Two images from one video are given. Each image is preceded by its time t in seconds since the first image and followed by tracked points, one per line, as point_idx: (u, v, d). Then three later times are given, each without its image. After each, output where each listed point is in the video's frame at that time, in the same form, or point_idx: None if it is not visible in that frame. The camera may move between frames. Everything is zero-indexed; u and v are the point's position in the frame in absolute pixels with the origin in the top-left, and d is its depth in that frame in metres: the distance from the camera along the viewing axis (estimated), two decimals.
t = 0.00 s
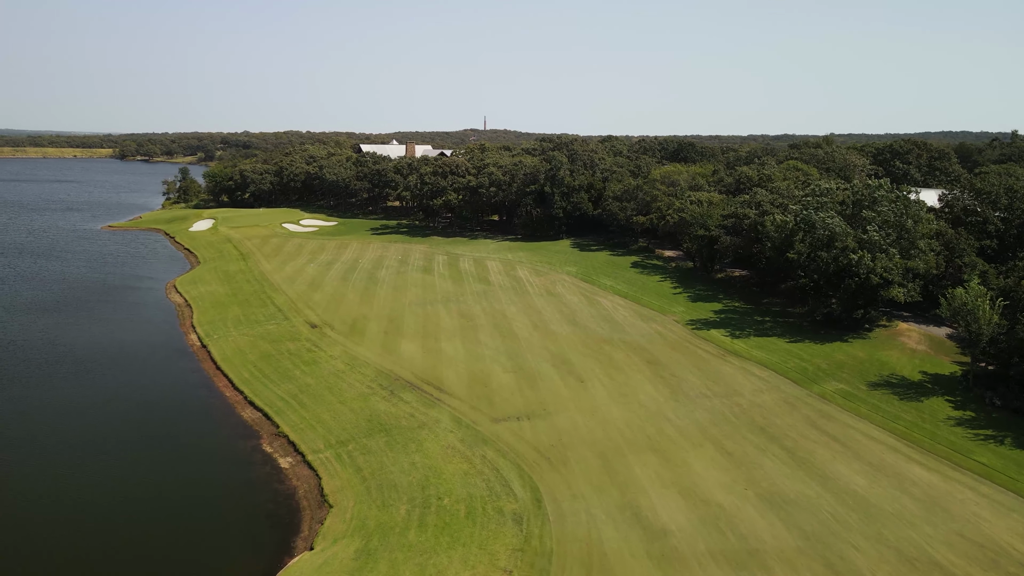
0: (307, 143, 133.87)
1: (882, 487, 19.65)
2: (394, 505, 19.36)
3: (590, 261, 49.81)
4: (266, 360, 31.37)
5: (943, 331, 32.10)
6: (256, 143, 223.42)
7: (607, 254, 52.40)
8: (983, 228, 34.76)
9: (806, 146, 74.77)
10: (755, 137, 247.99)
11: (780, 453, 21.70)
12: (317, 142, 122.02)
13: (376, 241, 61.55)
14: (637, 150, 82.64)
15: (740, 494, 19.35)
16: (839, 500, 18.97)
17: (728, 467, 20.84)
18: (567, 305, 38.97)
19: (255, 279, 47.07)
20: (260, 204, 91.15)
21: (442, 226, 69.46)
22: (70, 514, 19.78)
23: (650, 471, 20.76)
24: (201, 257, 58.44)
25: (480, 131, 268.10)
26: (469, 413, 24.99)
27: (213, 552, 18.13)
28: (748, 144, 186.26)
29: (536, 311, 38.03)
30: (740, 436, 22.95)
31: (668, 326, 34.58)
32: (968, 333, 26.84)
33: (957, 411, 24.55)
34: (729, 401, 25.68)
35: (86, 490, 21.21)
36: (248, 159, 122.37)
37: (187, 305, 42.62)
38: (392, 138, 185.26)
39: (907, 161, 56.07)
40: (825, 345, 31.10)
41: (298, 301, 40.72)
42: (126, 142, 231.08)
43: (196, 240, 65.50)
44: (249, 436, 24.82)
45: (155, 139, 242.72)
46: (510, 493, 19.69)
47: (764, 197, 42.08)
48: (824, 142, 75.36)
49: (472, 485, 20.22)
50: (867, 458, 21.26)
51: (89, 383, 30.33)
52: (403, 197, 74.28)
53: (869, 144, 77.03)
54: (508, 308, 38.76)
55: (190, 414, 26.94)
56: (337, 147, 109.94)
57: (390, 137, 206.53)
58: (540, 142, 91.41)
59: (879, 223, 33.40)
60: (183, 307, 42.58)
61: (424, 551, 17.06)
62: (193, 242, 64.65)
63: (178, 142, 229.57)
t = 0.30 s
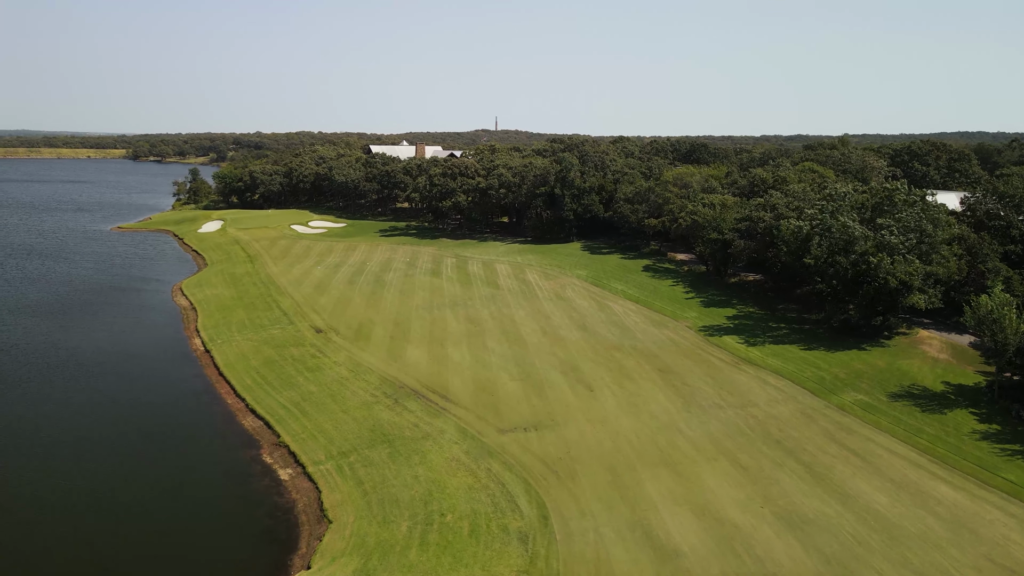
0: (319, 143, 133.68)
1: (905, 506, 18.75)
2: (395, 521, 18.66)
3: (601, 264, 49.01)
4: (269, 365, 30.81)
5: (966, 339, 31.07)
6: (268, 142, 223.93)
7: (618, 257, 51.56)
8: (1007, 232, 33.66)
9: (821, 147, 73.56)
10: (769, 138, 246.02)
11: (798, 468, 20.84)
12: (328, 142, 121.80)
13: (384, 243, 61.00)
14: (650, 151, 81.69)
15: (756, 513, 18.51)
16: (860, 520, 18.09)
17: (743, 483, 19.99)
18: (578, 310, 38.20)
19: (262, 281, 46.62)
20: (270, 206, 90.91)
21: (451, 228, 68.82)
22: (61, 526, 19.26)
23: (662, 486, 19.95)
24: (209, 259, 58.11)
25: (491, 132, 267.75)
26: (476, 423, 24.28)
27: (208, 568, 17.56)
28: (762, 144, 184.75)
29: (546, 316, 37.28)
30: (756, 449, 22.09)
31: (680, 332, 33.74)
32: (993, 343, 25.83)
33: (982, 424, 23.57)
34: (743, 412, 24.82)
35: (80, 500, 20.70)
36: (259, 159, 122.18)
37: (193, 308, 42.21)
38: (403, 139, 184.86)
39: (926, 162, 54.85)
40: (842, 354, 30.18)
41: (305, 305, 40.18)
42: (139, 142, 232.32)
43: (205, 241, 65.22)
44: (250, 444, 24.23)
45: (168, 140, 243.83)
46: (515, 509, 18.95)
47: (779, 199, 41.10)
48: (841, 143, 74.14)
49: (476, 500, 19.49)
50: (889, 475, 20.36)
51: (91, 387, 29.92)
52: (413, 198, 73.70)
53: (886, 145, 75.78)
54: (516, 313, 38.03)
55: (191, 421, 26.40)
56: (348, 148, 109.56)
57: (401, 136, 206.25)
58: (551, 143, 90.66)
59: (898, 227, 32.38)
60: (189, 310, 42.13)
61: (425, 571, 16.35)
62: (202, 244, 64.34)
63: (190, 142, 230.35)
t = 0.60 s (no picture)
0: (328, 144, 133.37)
1: (931, 527, 17.86)
2: (396, 539, 17.93)
3: (611, 268, 48.18)
4: (272, 372, 30.20)
5: (990, 348, 30.05)
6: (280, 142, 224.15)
7: (629, 260, 50.70)
8: None
9: (836, 147, 72.39)
10: (783, 137, 243.75)
11: (816, 484, 19.97)
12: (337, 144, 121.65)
13: (393, 245, 60.44)
14: (662, 152, 80.75)
15: (773, 533, 17.66)
16: (884, 542, 17.21)
17: (759, 501, 19.14)
18: (588, 315, 37.40)
19: (268, 284, 46.09)
20: (279, 207, 90.60)
21: (460, 230, 68.20)
22: (47, 540, 18.52)
23: (675, 504, 19.12)
24: (216, 261, 57.72)
25: (502, 132, 267.07)
26: (481, 434, 23.55)
27: None
28: (776, 143, 183.03)
29: (555, 321, 36.52)
30: (772, 464, 21.22)
31: (693, 339, 32.87)
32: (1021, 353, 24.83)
33: (1010, 438, 22.59)
34: (759, 424, 23.94)
35: (72, 510, 20.06)
36: (269, 160, 121.92)
37: (197, 311, 41.74)
38: (414, 139, 184.48)
39: (945, 164, 53.67)
40: (861, 363, 29.23)
41: (310, 309, 39.61)
42: (152, 143, 233.32)
43: (213, 243, 64.88)
44: (250, 454, 23.61)
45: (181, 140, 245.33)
46: (521, 527, 18.20)
47: (795, 203, 40.15)
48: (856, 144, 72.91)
49: (480, 517, 18.74)
50: (912, 493, 19.46)
51: (91, 391, 29.44)
52: (422, 200, 73.13)
53: (903, 145, 74.50)
54: (525, 318, 37.28)
55: (191, 428, 25.82)
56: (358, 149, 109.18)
57: (412, 137, 205.88)
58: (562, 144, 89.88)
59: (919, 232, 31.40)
60: (194, 314, 41.67)
61: None
62: (209, 246, 63.99)
63: (202, 143, 231.01)
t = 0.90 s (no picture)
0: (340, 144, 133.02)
1: (962, 552, 16.88)
2: (397, 560, 17.15)
3: (624, 272, 47.24)
4: (276, 379, 29.53)
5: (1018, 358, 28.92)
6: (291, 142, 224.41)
7: (641, 264, 49.74)
8: None
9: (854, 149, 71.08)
10: (797, 138, 241.50)
11: (839, 504, 19.01)
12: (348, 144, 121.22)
13: (402, 247, 59.78)
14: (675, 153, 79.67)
15: (795, 558, 16.73)
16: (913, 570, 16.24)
17: (779, 523, 18.20)
18: (599, 320, 36.52)
19: (275, 287, 45.52)
20: (289, 208, 90.23)
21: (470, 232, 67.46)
22: (35, 561, 17.88)
23: (690, 525, 18.23)
24: (223, 264, 57.31)
25: (514, 133, 266.37)
26: (488, 447, 22.75)
27: None
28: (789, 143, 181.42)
29: (565, 327, 35.66)
30: (792, 481, 20.27)
31: (707, 347, 31.92)
32: None
33: None
34: (777, 438, 22.99)
35: (66, 524, 19.53)
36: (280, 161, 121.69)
37: (203, 315, 41.23)
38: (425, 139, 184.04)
39: (967, 166, 52.33)
40: (883, 373, 28.17)
41: (316, 313, 38.96)
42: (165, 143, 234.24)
43: (222, 245, 64.50)
44: (250, 466, 22.92)
45: (195, 141, 246.07)
46: (528, 549, 17.38)
47: (812, 206, 39.11)
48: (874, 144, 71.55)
49: (486, 537, 17.94)
50: (941, 515, 18.47)
51: (92, 399, 28.94)
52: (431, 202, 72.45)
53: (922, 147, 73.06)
54: (535, 323, 36.46)
55: (191, 438, 25.19)
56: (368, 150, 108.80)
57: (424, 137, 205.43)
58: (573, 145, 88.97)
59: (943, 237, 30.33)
60: (199, 317, 41.14)
61: None
62: (218, 247, 63.60)
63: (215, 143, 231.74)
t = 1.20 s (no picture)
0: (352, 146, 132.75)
1: None
2: None
3: (636, 275, 46.35)
4: (279, 386, 28.90)
5: None
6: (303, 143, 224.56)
7: (654, 267, 48.81)
8: None
9: (872, 150, 69.66)
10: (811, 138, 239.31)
11: (861, 524, 18.12)
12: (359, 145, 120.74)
13: (411, 249, 59.15)
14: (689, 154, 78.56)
15: None
16: None
17: (798, 544, 17.33)
18: (610, 326, 35.69)
19: (282, 291, 44.98)
20: (299, 208, 89.86)
21: (480, 234, 66.71)
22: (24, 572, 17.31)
23: (704, 545, 17.38)
24: (231, 266, 56.95)
25: (525, 134, 265.49)
26: (495, 459, 22.00)
27: None
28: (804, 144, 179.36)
29: (575, 332, 34.83)
30: (812, 499, 19.36)
31: (722, 354, 31.00)
32: None
33: None
34: (795, 452, 22.08)
35: (60, 532, 19.02)
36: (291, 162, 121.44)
37: (208, 318, 40.77)
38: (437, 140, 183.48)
39: (989, 168, 50.98)
40: (906, 383, 27.16)
41: (322, 317, 38.34)
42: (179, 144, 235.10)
43: (231, 246, 64.15)
44: (250, 477, 22.29)
45: (207, 141, 246.47)
46: (534, 569, 16.62)
47: (830, 209, 38.11)
48: (893, 145, 70.10)
49: (490, 556, 17.19)
50: (970, 537, 17.53)
51: (92, 402, 28.48)
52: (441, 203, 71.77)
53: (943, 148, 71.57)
54: (544, 328, 35.65)
55: (191, 446, 24.61)
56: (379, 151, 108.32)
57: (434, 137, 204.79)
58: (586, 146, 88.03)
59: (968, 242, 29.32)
60: (205, 321, 40.67)
61: None
62: (227, 249, 63.23)
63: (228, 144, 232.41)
